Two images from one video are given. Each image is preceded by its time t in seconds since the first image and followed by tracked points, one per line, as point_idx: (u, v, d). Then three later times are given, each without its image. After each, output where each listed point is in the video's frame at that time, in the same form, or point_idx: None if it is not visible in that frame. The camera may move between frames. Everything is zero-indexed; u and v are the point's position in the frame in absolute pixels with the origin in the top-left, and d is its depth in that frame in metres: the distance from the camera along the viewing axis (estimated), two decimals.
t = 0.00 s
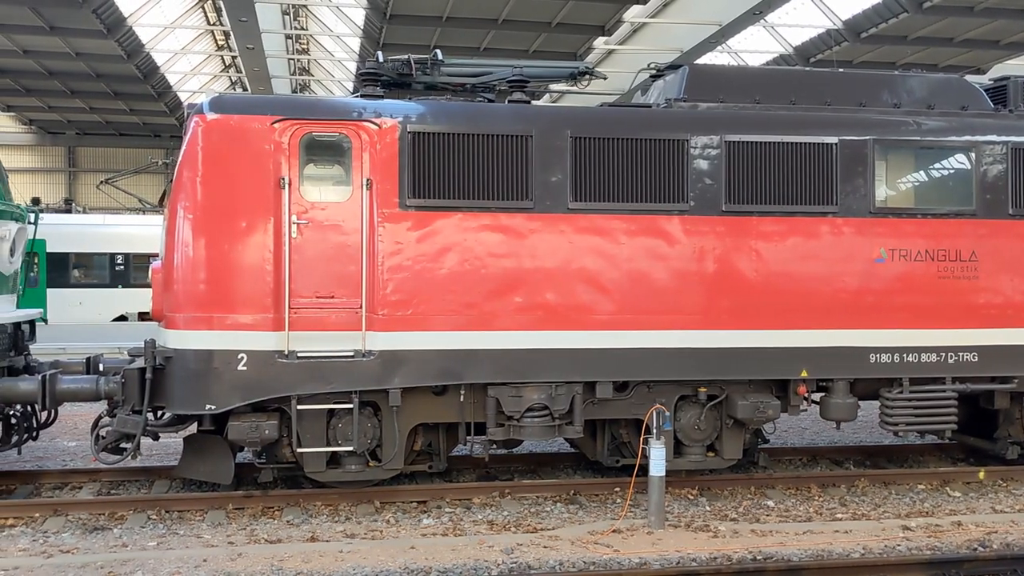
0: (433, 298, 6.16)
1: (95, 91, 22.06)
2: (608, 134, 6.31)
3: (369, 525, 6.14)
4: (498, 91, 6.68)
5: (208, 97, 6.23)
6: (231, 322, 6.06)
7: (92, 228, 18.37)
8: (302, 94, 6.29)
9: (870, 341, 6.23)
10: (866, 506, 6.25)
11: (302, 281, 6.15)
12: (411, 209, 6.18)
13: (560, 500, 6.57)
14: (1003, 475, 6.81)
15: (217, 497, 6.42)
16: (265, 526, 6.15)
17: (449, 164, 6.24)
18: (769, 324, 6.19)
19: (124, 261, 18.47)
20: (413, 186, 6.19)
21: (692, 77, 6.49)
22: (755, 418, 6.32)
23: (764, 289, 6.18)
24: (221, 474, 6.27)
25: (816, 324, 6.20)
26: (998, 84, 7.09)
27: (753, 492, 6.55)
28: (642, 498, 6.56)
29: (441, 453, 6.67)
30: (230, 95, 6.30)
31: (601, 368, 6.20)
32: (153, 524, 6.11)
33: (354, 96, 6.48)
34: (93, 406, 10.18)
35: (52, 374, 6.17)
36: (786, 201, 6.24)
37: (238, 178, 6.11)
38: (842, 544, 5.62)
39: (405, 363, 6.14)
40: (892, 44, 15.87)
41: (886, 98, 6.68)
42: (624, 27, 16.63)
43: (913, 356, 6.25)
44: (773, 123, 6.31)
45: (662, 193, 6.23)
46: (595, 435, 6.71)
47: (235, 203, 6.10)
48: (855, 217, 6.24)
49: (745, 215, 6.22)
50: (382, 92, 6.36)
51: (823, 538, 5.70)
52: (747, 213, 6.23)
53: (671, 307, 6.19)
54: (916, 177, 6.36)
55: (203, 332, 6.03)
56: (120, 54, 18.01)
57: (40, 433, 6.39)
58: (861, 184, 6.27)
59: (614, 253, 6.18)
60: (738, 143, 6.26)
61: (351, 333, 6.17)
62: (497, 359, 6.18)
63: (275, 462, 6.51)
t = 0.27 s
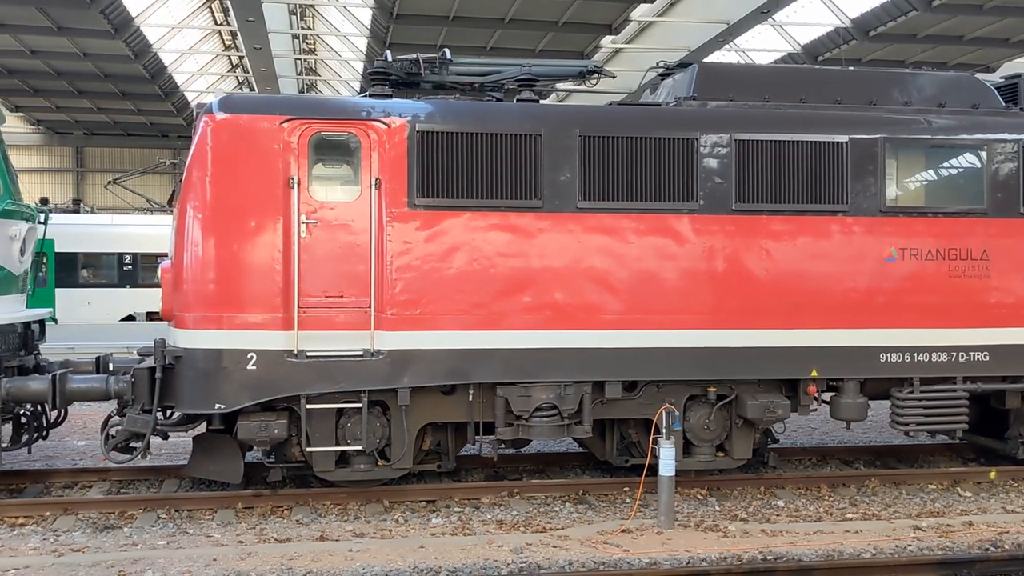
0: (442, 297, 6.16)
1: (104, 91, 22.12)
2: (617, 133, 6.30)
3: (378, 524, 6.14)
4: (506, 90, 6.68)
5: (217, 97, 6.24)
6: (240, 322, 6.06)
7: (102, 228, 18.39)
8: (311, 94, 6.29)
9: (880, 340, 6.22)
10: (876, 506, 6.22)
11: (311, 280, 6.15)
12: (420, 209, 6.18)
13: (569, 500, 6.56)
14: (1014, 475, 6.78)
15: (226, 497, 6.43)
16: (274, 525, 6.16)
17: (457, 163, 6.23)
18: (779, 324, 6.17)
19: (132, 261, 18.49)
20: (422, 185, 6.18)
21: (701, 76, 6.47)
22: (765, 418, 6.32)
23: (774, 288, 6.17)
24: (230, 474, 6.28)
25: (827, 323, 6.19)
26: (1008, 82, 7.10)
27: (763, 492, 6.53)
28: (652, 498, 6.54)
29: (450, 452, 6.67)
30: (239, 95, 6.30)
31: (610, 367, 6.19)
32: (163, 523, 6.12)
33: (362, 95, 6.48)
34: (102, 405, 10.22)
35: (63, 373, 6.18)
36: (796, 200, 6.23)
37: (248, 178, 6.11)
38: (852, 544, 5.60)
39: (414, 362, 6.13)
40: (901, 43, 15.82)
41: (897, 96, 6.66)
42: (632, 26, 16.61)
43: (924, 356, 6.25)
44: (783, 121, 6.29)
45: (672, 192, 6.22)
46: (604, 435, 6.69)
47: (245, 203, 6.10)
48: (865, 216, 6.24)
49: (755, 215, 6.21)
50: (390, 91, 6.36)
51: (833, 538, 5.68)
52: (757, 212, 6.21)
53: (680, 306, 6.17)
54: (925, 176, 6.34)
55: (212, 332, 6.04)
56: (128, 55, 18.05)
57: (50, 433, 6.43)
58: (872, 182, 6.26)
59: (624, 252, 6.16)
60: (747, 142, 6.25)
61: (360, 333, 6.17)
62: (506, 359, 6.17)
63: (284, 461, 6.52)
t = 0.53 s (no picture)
0: (461, 295, 6.17)
1: (122, 91, 22.25)
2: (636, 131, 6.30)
3: (398, 521, 6.16)
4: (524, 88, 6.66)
5: (237, 97, 6.26)
6: (261, 320, 6.09)
7: (122, 227, 18.46)
8: (330, 93, 6.31)
9: (902, 338, 6.22)
10: (898, 505, 6.19)
11: (331, 278, 6.18)
12: (438, 207, 6.19)
13: (588, 498, 6.56)
14: None
15: (246, 494, 6.46)
16: (295, 522, 6.19)
17: (477, 161, 6.24)
18: (799, 321, 6.18)
19: (152, 260, 18.50)
20: (441, 183, 6.19)
21: (721, 72, 6.44)
22: (786, 416, 6.29)
23: (795, 286, 6.18)
24: (251, 471, 6.31)
25: (848, 321, 6.19)
26: None
27: (783, 491, 6.51)
28: (671, 496, 6.53)
29: (469, 450, 6.68)
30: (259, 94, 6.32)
31: (629, 365, 6.19)
32: (184, 520, 6.15)
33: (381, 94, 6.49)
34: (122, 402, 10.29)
35: (84, 371, 6.22)
36: (817, 197, 6.22)
37: (267, 177, 6.13)
38: (874, 542, 5.56)
39: (433, 360, 6.15)
40: (921, 39, 15.71)
41: (918, 92, 6.63)
42: (649, 23, 16.57)
43: (945, 353, 6.24)
44: (804, 118, 6.28)
45: (692, 190, 6.22)
46: (623, 433, 6.69)
47: (265, 201, 6.13)
48: (887, 213, 6.24)
49: (776, 212, 6.20)
50: (410, 90, 6.38)
51: (854, 537, 5.65)
52: (777, 209, 6.20)
53: (700, 303, 6.18)
54: (946, 172, 6.34)
55: (233, 330, 6.07)
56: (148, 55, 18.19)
57: (72, 430, 6.45)
58: (894, 179, 6.27)
59: (643, 249, 6.17)
60: (768, 138, 6.24)
61: (379, 331, 6.19)
62: (525, 356, 6.17)
63: (304, 459, 6.54)
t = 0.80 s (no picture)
0: (495, 294, 6.17)
1: (158, 92, 22.56)
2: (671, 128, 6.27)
3: (433, 519, 6.18)
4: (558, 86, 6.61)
5: (273, 97, 6.31)
6: (297, 318, 6.14)
7: (159, 227, 18.45)
8: (365, 92, 6.33)
9: (943, 336, 6.15)
10: (939, 506, 6.10)
11: (366, 277, 6.21)
12: (473, 206, 6.20)
13: (623, 497, 6.54)
14: None
15: (283, 491, 6.51)
16: (331, 519, 6.23)
17: (511, 160, 6.23)
18: (838, 319, 6.13)
19: (190, 259, 18.59)
20: (475, 182, 6.19)
21: (757, 68, 6.39)
22: (825, 415, 6.25)
23: (833, 284, 6.13)
24: (288, 468, 6.37)
25: (887, 319, 6.13)
26: None
27: (821, 491, 6.45)
28: (707, 496, 6.49)
29: (504, 448, 6.69)
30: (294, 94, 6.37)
31: (665, 364, 6.17)
32: (223, 516, 6.22)
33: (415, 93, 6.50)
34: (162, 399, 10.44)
35: (125, 369, 6.31)
36: (855, 194, 6.17)
37: (303, 176, 6.18)
38: (914, 543, 5.48)
39: (468, 359, 6.15)
40: (962, 32, 15.47)
41: (959, 86, 6.55)
42: (683, 19, 16.47)
43: (988, 352, 6.17)
44: (842, 114, 6.24)
45: (729, 187, 6.19)
46: (659, 432, 6.67)
47: (301, 201, 6.17)
48: (927, 209, 6.17)
49: (814, 209, 6.16)
50: (444, 89, 6.39)
51: (894, 538, 5.57)
52: (815, 206, 6.16)
53: (736, 302, 6.14)
54: (987, 168, 6.27)
55: (270, 328, 6.12)
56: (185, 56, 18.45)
57: (112, 427, 6.53)
58: (935, 176, 6.20)
59: (679, 247, 6.14)
60: (805, 135, 6.20)
61: (414, 329, 6.21)
62: (560, 355, 6.16)
63: (340, 456, 6.59)
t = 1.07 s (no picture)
0: (547, 295, 6.16)
1: (216, 98, 23.08)
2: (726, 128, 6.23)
3: (485, 521, 6.19)
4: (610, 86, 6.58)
5: (327, 101, 6.38)
6: (351, 320, 6.19)
7: (218, 230, 18.79)
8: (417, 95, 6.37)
9: (1006, 339, 6.07)
10: (1003, 513, 5.95)
11: (418, 279, 6.25)
12: (524, 207, 6.20)
13: (676, 501, 6.49)
14: None
15: (337, 491, 6.57)
16: (384, 519, 6.26)
17: (564, 161, 6.22)
18: (897, 321, 6.06)
19: (246, 261, 18.82)
20: (527, 183, 6.20)
21: (814, 67, 6.37)
22: (883, 419, 6.18)
23: (891, 285, 6.06)
24: (342, 468, 6.42)
25: (948, 321, 6.06)
26: None
27: (879, 496, 6.35)
28: (763, 500, 6.42)
29: (555, 451, 6.67)
30: (348, 98, 6.43)
31: (719, 366, 6.12)
32: (277, 515, 6.29)
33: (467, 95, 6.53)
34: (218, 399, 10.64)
35: (183, 369, 6.43)
36: (915, 193, 6.10)
37: (356, 179, 6.24)
38: (976, 551, 5.34)
39: (520, 361, 6.15)
40: None
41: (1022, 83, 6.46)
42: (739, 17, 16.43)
43: None
44: (902, 112, 6.18)
45: (784, 187, 6.14)
46: (713, 435, 6.64)
47: (354, 203, 6.23)
48: (990, 209, 6.09)
49: (873, 209, 6.09)
50: (495, 91, 6.40)
51: (955, 546, 5.44)
52: (874, 206, 6.09)
53: (792, 304, 6.08)
54: None
55: (324, 329, 6.19)
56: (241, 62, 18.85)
57: (171, 426, 6.65)
58: (997, 175, 6.12)
59: (733, 248, 6.09)
60: (863, 134, 6.14)
61: (466, 330, 6.23)
62: (613, 357, 6.14)
63: (393, 457, 6.63)
